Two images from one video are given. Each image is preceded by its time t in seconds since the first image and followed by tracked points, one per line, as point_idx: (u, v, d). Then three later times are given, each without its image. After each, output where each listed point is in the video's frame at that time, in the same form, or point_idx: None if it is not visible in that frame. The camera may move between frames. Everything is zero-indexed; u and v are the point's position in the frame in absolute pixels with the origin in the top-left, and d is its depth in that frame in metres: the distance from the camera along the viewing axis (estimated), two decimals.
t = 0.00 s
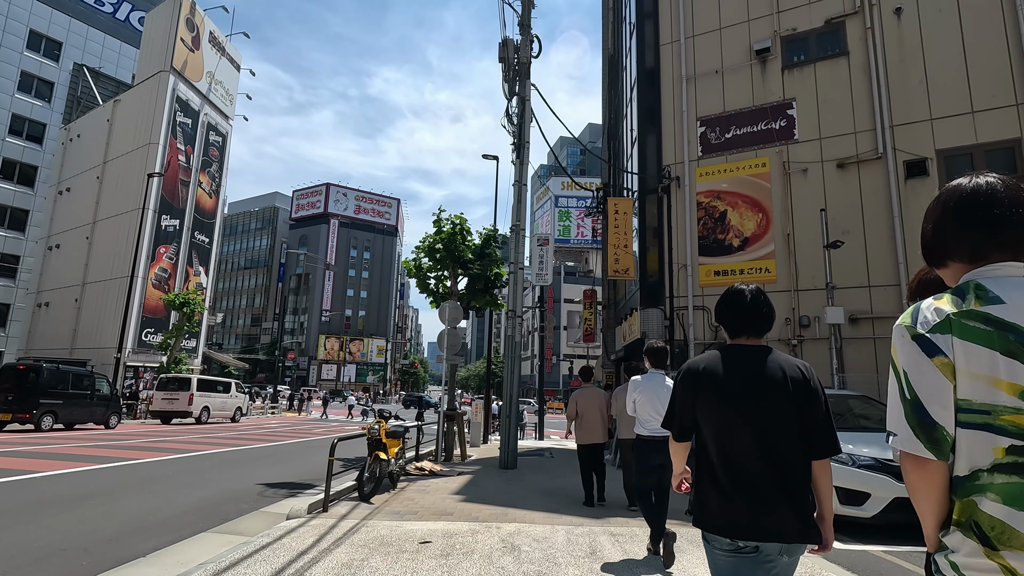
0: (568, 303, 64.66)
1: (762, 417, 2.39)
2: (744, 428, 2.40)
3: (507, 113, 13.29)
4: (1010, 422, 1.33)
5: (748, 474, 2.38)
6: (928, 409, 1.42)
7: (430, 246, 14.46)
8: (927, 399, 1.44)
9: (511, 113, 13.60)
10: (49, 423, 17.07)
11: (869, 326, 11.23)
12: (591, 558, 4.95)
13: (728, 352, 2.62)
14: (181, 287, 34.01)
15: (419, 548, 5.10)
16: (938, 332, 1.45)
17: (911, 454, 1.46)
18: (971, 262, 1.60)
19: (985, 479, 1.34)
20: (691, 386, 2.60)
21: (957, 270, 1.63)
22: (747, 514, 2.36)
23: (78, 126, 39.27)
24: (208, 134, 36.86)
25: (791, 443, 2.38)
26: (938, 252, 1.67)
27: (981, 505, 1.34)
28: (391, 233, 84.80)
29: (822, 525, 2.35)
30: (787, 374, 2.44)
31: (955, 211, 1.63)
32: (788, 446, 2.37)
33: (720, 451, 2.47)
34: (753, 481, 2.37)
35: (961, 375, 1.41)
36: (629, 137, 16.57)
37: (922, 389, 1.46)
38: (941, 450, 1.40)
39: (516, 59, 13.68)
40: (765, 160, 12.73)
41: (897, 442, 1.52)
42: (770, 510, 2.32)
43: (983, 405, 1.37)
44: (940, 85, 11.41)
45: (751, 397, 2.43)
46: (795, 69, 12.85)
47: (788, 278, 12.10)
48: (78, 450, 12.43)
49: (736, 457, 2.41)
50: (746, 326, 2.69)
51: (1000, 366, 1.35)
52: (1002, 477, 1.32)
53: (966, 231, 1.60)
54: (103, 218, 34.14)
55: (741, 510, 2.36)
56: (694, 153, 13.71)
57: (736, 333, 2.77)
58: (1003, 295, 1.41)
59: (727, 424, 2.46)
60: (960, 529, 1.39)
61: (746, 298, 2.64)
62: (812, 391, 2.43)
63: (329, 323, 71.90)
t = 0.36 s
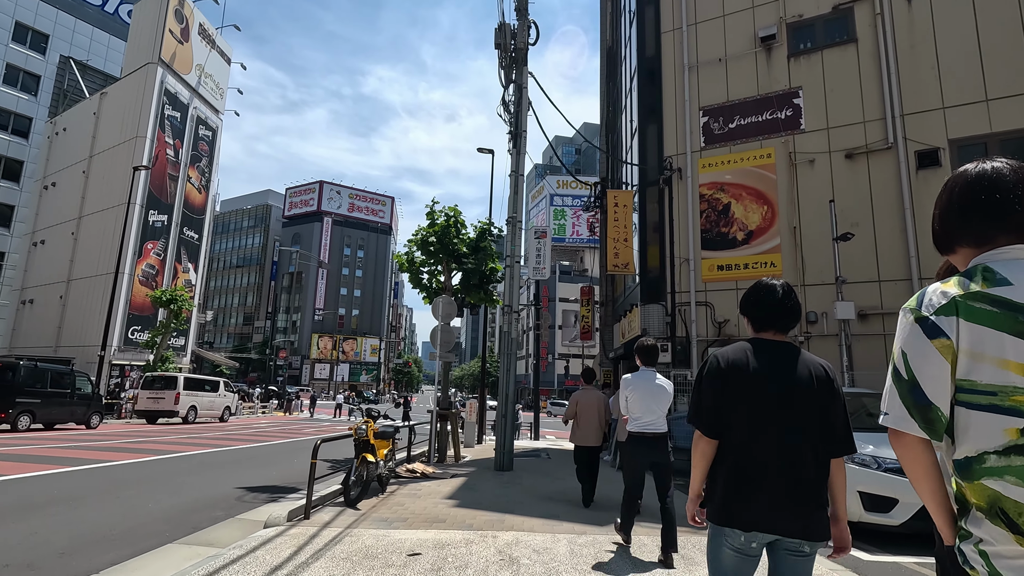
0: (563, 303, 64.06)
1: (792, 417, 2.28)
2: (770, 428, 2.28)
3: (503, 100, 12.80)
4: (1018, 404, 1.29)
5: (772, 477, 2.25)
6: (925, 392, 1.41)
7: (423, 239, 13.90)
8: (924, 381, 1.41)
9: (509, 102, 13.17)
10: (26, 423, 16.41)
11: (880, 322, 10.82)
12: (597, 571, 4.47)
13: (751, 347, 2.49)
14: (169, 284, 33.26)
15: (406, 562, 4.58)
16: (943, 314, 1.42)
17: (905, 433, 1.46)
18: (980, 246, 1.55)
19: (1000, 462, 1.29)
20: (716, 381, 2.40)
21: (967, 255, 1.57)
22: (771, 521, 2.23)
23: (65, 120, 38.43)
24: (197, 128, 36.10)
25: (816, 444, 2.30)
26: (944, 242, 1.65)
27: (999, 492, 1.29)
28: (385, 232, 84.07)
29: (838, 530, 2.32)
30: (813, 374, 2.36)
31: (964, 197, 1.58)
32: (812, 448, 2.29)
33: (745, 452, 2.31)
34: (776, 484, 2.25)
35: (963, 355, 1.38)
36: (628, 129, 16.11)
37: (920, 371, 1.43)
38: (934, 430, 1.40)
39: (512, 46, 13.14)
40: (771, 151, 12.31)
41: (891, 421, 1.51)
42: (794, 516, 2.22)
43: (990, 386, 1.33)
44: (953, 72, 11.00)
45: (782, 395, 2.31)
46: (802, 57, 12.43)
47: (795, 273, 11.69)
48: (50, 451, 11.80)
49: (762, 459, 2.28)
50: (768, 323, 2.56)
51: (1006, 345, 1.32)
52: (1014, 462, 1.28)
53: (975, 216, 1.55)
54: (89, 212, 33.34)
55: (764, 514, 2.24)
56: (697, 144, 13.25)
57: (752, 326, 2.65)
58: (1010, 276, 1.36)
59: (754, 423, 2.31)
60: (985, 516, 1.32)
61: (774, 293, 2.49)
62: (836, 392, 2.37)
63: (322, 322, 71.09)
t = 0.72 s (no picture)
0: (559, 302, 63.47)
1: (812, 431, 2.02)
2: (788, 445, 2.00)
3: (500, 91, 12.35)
4: None
5: (798, 498, 1.97)
6: (967, 409, 1.35)
7: (417, 233, 13.37)
8: (968, 398, 1.35)
9: (505, 91, 12.64)
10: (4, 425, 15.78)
11: (891, 321, 10.41)
12: None
13: (754, 365, 2.19)
14: (158, 283, 32.60)
15: None
16: (984, 329, 1.36)
17: (940, 451, 1.41)
18: (1012, 263, 1.49)
19: None
20: (730, 402, 2.05)
21: (997, 272, 1.50)
22: (798, 548, 1.95)
23: (51, 115, 37.68)
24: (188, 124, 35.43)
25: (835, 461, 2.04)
26: (973, 256, 1.56)
27: None
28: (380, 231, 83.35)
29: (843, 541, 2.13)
30: (821, 390, 2.10)
31: (993, 214, 1.51)
32: (834, 464, 2.03)
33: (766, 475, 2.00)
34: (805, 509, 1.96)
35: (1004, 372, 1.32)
36: (628, 122, 15.62)
37: (962, 387, 1.37)
38: (977, 449, 1.33)
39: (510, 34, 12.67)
40: (777, 143, 11.86)
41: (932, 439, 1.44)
42: (823, 538, 1.94)
43: None
44: (967, 61, 10.59)
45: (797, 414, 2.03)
46: (809, 47, 12.01)
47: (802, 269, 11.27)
48: (24, 456, 11.23)
49: (782, 481, 1.98)
50: (767, 338, 2.26)
51: None
52: None
53: (1002, 234, 1.49)
54: (76, 209, 32.66)
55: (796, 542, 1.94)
56: (701, 137, 12.79)
57: (744, 343, 2.36)
58: None
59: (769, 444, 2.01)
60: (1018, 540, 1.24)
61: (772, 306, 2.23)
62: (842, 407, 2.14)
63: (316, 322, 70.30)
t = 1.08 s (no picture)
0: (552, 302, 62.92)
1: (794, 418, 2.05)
2: (768, 432, 2.07)
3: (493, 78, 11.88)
4: None
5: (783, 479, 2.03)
6: (992, 417, 1.31)
7: (406, 225, 12.84)
8: (992, 405, 1.32)
9: (498, 78, 12.15)
10: None
11: (900, 317, 10.01)
12: None
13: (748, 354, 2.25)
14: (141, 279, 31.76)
15: None
16: (1001, 334, 1.34)
17: (969, 463, 1.35)
18: (1017, 263, 1.46)
19: None
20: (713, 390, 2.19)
21: (1002, 274, 1.47)
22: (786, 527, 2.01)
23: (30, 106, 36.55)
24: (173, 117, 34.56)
25: (828, 446, 2.06)
26: (976, 255, 1.53)
27: None
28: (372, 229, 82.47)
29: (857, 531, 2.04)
30: (814, 377, 2.11)
31: (997, 211, 1.48)
32: (821, 450, 2.05)
33: (745, 459, 2.11)
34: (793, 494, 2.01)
35: None
36: (626, 112, 15.10)
37: (982, 393, 1.34)
38: (1003, 458, 1.29)
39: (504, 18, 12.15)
40: (781, 133, 11.42)
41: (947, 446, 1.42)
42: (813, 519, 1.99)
43: None
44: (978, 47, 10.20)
45: (783, 402, 2.07)
46: (814, 33, 11.59)
47: (807, 262, 10.83)
48: None
49: (768, 462, 2.06)
50: (765, 325, 2.28)
51: None
52: None
53: (1007, 232, 1.46)
54: (57, 203, 31.77)
55: (781, 523, 2.01)
56: (702, 127, 12.32)
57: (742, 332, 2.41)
58: None
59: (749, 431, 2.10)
60: None
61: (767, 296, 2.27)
62: (841, 396, 2.10)
63: (306, 321, 69.29)
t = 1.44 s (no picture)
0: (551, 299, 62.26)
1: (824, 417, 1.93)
2: (799, 436, 1.93)
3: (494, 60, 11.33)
4: None
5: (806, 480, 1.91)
6: (989, 396, 1.33)
7: (402, 215, 12.24)
8: (990, 385, 1.34)
9: (498, 60, 11.55)
10: None
11: (919, 311, 9.58)
12: None
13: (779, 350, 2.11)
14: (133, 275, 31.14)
15: None
16: (1011, 316, 1.33)
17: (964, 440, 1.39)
18: None
19: None
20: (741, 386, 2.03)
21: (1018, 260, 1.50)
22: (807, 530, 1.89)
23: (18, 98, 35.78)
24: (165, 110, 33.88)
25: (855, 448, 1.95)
26: (987, 246, 1.58)
27: None
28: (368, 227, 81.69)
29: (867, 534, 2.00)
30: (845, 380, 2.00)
31: (991, 205, 1.57)
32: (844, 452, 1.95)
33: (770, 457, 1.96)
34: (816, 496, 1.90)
35: None
36: (632, 99, 14.55)
37: (982, 374, 1.36)
38: (997, 437, 1.33)
39: None
40: (794, 119, 10.92)
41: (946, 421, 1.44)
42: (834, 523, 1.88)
43: None
44: (1001, 27, 9.77)
45: (811, 400, 1.95)
46: (829, 15, 11.12)
47: (821, 253, 10.38)
48: None
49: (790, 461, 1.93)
50: (793, 325, 2.15)
51: None
52: None
53: (1011, 223, 1.52)
54: (46, 197, 31.12)
55: (803, 524, 1.89)
56: (711, 113, 11.82)
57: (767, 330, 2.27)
58: None
59: (780, 431, 1.96)
60: None
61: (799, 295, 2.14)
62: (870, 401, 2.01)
63: (302, 319, 68.53)
